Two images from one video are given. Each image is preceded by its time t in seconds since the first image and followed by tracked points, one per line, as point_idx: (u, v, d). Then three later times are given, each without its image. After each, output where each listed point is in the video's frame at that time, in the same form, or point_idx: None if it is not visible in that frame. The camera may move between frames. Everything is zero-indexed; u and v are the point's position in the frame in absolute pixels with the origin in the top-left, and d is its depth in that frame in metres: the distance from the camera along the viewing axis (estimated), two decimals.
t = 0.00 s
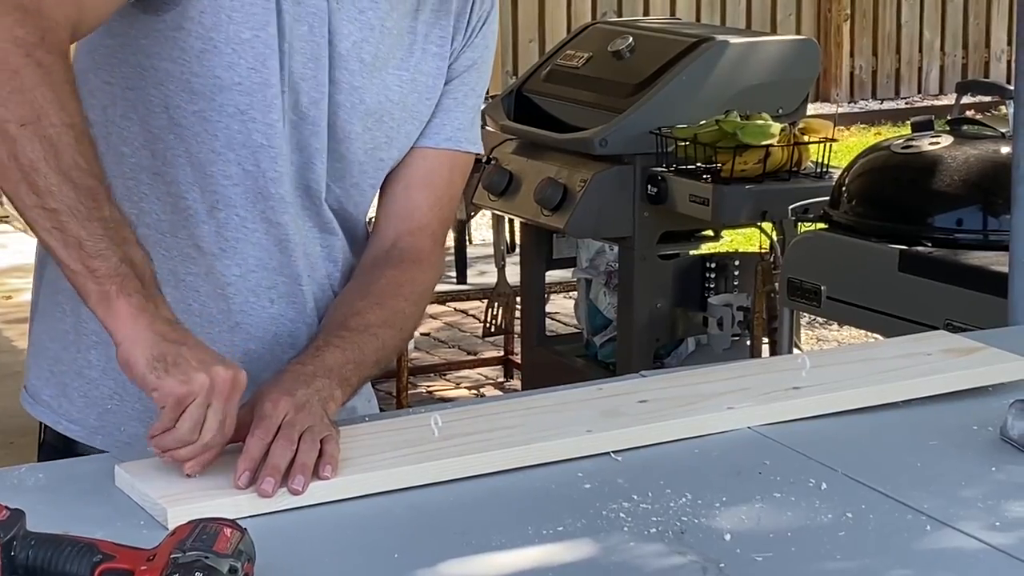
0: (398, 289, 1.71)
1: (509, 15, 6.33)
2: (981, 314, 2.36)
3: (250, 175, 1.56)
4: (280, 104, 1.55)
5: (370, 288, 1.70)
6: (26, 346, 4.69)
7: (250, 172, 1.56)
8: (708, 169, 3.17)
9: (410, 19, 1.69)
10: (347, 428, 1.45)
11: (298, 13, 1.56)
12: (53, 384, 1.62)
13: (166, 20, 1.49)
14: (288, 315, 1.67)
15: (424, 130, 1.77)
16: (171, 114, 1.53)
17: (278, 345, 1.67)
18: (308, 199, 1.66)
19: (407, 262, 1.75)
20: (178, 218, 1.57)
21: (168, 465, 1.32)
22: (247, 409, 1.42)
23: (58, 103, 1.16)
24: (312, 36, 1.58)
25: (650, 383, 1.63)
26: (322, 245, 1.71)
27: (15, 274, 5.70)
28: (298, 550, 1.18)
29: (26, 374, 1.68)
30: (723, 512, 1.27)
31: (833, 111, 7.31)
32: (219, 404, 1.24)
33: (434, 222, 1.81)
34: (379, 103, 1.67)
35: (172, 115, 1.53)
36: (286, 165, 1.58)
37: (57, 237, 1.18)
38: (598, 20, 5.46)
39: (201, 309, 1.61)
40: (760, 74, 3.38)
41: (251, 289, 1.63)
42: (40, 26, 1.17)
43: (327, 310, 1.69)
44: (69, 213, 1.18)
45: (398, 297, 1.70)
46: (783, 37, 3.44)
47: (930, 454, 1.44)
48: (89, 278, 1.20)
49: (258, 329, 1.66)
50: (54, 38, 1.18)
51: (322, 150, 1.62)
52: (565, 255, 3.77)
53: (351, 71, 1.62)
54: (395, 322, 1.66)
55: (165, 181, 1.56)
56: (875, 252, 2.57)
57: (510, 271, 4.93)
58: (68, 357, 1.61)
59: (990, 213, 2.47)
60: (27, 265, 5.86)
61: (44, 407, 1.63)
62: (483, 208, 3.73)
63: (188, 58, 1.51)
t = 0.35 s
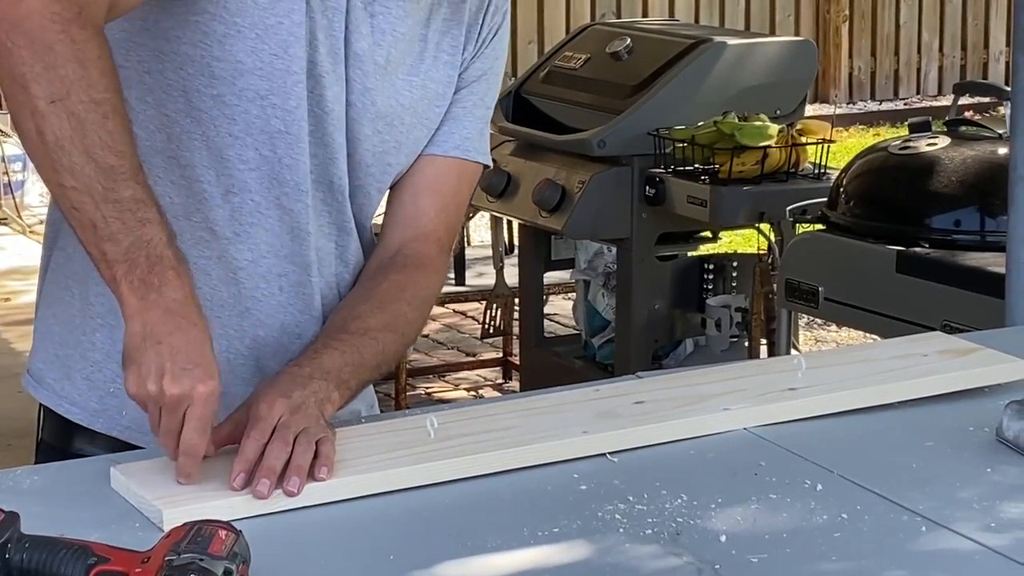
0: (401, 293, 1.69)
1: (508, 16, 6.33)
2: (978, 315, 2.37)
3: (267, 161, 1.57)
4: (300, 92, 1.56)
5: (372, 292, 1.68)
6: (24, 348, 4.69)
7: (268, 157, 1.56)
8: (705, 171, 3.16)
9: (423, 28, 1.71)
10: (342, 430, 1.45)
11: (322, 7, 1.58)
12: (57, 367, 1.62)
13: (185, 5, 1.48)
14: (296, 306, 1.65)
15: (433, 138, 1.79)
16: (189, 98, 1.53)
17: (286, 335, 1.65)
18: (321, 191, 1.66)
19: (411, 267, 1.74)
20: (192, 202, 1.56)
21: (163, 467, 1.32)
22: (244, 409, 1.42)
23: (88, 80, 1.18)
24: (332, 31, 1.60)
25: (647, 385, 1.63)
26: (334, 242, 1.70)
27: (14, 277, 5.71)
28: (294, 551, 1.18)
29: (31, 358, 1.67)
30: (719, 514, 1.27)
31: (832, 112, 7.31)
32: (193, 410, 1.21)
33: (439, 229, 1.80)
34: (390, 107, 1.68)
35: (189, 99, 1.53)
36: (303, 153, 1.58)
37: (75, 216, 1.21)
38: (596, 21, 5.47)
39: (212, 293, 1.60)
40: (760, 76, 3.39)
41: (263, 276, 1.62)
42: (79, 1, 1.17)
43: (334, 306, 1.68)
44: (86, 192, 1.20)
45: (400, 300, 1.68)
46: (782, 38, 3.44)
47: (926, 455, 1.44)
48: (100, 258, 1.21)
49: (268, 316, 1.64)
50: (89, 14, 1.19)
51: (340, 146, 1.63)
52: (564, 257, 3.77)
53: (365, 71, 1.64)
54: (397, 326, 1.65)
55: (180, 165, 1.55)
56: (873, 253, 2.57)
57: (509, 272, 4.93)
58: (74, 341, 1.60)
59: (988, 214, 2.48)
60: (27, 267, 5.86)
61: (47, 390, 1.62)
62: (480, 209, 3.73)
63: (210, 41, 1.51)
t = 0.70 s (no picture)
0: (404, 293, 1.69)
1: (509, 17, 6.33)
2: (980, 316, 2.37)
3: (269, 165, 1.57)
4: (301, 97, 1.57)
5: (375, 294, 1.68)
6: (24, 351, 4.70)
7: (270, 162, 1.56)
8: (706, 172, 3.16)
9: (427, 29, 1.72)
10: (343, 433, 1.45)
11: (323, 12, 1.59)
12: (65, 371, 1.62)
13: (188, 11, 1.50)
14: (300, 311, 1.65)
15: (438, 138, 1.78)
16: (192, 103, 1.54)
17: (290, 339, 1.65)
18: (325, 196, 1.66)
19: (415, 268, 1.73)
20: (196, 206, 1.56)
21: (164, 470, 1.32)
22: (244, 411, 1.42)
23: (89, 76, 1.18)
24: (334, 34, 1.61)
25: (647, 386, 1.63)
26: (338, 248, 1.70)
27: (15, 279, 5.71)
28: (294, 553, 1.18)
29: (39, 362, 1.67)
30: (719, 516, 1.27)
31: (833, 113, 7.31)
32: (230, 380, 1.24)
33: (444, 230, 1.80)
34: (393, 109, 1.68)
35: (192, 104, 1.53)
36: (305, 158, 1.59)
37: (72, 208, 1.19)
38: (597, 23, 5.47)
39: (216, 297, 1.60)
40: (761, 77, 3.39)
41: (266, 280, 1.62)
42: None
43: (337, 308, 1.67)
44: (89, 182, 1.19)
45: (404, 302, 1.68)
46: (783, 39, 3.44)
47: (926, 457, 1.44)
48: (99, 251, 1.19)
49: (272, 320, 1.64)
50: (89, 12, 1.19)
51: (342, 150, 1.63)
52: (565, 258, 3.78)
53: (367, 75, 1.65)
54: (400, 327, 1.65)
55: (184, 169, 1.55)
56: (874, 254, 2.57)
57: (509, 273, 4.93)
58: (81, 345, 1.60)
59: (989, 215, 2.48)
60: (28, 269, 5.87)
61: (55, 394, 1.62)
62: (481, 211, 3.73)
63: (211, 47, 1.52)
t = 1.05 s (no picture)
0: (411, 295, 1.69)
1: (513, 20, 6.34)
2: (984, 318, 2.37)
3: (274, 166, 1.57)
4: (308, 96, 1.56)
5: (381, 296, 1.68)
6: (29, 353, 4.70)
7: (275, 163, 1.56)
8: (711, 174, 3.15)
9: (430, 29, 1.72)
10: (349, 434, 1.45)
11: (329, 12, 1.58)
12: (70, 372, 1.62)
13: (195, 12, 1.49)
14: (305, 311, 1.65)
15: (443, 139, 1.78)
16: (197, 103, 1.53)
17: (296, 340, 1.65)
18: (332, 195, 1.66)
19: (422, 269, 1.74)
20: (201, 206, 1.57)
21: (170, 472, 1.32)
22: (249, 417, 1.42)
23: (93, 101, 1.17)
24: (341, 34, 1.60)
25: (652, 388, 1.63)
26: (346, 248, 1.70)
27: (19, 280, 5.72)
28: (300, 555, 1.18)
29: (44, 362, 1.67)
30: (725, 518, 1.27)
31: (838, 115, 7.31)
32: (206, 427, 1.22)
33: (451, 230, 1.80)
34: (398, 109, 1.69)
35: (197, 104, 1.53)
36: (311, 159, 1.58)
37: (81, 235, 1.21)
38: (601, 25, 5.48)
39: (221, 297, 1.60)
40: (764, 79, 3.39)
41: (272, 281, 1.62)
42: (85, 23, 1.17)
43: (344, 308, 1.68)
44: (89, 215, 1.20)
45: (411, 303, 1.68)
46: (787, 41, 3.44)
47: (932, 459, 1.44)
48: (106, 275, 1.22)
49: (277, 321, 1.64)
50: (96, 37, 1.18)
51: (352, 149, 1.64)
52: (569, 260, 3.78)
53: (372, 75, 1.64)
54: (407, 328, 1.65)
55: (189, 170, 1.55)
56: (878, 256, 2.57)
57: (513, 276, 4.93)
58: (84, 346, 1.60)
59: (993, 217, 2.48)
60: (32, 271, 5.87)
61: (59, 395, 1.63)
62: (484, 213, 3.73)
63: (217, 48, 1.51)
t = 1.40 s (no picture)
0: (413, 294, 1.69)
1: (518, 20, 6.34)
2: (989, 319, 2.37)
3: (273, 167, 1.57)
4: (304, 96, 1.56)
5: (383, 295, 1.68)
6: (34, 354, 4.71)
7: (273, 163, 1.57)
8: (715, 175, 3.14)
9: (430, 26, 1.72)
10: (353, 435, 1.45)
11: (325, 11, 1.59)
12: (72, 376, 1.62)
13: (190, 13, 1.50)
14: (306, 312, 1.65)
15: (444, 136, 1.78)
16: (194, 105, 1.54)
17: (298, 341, 1.65)
18: (332, 196, 1.66)
19: (424, 266, 1.73)
20: (201, 208, 1.56)
21: (174, 472, 1.32)
22: (252, 416, 1.42)
23: (91, 77, 1.18)
24: (339, 34, 1.61)
25: (655, 389, 1.63)
26: (347, 249, 1.71)
27: (24, 281, 5.73)
28: (304, 555, 1.18)
29: (47, 367, 1.67)
30: (728, 518, 1.27)
31: (843, 116, 7.30)
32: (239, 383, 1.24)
33: (452, 227, 1.79)
34: (399, 107, 1.69)
35: (194, 106, 1.54)
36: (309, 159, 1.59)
37: (76, 209, 1.19)
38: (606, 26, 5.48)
39: (222, 299, 1.60)
40: (768, 79, 3.39)
41: (272, 282, 1.62)
42: None
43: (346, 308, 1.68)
44: (93, 185, 1.19)
45: (413, 302, 1.68)
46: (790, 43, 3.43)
47: (936, 459, 1.44)
48: (104, 254, 1.19)
49: (278, 322, 1.64)
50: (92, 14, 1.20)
51: (351, 149, 1.64)
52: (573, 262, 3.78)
53: (373, 73, 1.65)
54: (409, 326, 1.65)
55: (187, 172, 1.55)
56: (883, 257, 2.57)
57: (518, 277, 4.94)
58: (87, 349, 1.61)
59: (998, 218, 2.48)
60: (37, 272, 5.88)
61: (63, 399, 1.63)
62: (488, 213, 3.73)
63: (213, 49, 1.53)
